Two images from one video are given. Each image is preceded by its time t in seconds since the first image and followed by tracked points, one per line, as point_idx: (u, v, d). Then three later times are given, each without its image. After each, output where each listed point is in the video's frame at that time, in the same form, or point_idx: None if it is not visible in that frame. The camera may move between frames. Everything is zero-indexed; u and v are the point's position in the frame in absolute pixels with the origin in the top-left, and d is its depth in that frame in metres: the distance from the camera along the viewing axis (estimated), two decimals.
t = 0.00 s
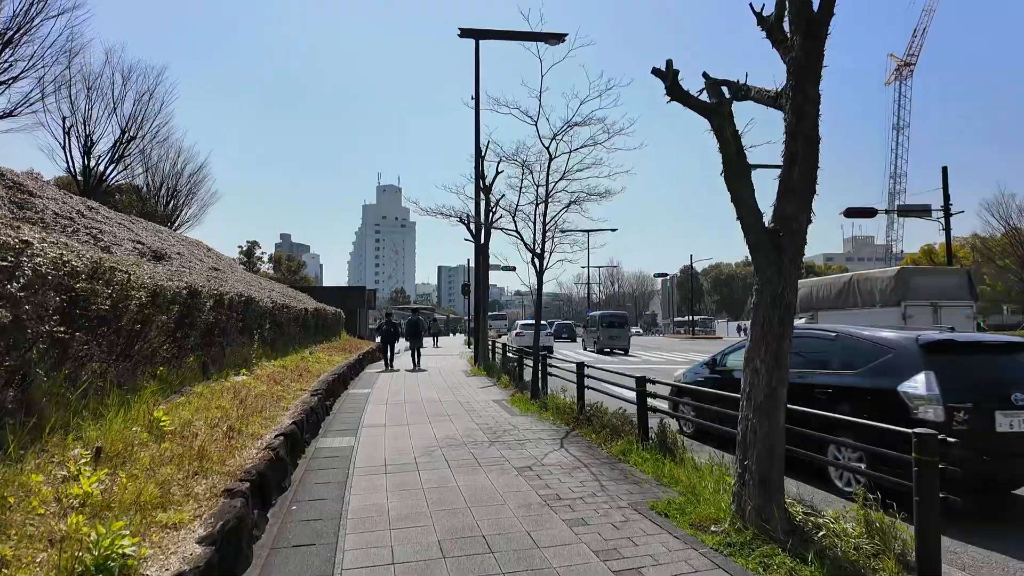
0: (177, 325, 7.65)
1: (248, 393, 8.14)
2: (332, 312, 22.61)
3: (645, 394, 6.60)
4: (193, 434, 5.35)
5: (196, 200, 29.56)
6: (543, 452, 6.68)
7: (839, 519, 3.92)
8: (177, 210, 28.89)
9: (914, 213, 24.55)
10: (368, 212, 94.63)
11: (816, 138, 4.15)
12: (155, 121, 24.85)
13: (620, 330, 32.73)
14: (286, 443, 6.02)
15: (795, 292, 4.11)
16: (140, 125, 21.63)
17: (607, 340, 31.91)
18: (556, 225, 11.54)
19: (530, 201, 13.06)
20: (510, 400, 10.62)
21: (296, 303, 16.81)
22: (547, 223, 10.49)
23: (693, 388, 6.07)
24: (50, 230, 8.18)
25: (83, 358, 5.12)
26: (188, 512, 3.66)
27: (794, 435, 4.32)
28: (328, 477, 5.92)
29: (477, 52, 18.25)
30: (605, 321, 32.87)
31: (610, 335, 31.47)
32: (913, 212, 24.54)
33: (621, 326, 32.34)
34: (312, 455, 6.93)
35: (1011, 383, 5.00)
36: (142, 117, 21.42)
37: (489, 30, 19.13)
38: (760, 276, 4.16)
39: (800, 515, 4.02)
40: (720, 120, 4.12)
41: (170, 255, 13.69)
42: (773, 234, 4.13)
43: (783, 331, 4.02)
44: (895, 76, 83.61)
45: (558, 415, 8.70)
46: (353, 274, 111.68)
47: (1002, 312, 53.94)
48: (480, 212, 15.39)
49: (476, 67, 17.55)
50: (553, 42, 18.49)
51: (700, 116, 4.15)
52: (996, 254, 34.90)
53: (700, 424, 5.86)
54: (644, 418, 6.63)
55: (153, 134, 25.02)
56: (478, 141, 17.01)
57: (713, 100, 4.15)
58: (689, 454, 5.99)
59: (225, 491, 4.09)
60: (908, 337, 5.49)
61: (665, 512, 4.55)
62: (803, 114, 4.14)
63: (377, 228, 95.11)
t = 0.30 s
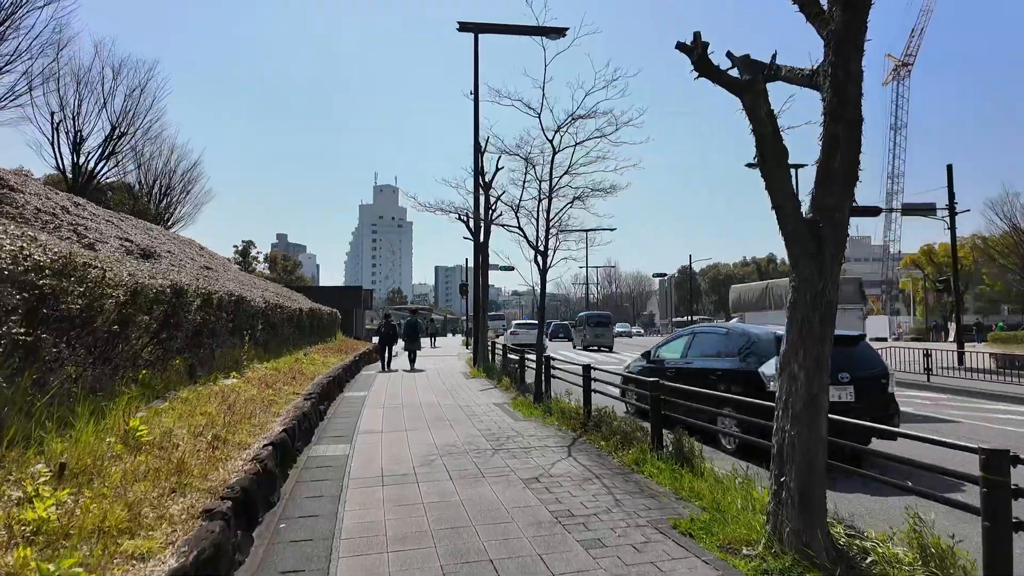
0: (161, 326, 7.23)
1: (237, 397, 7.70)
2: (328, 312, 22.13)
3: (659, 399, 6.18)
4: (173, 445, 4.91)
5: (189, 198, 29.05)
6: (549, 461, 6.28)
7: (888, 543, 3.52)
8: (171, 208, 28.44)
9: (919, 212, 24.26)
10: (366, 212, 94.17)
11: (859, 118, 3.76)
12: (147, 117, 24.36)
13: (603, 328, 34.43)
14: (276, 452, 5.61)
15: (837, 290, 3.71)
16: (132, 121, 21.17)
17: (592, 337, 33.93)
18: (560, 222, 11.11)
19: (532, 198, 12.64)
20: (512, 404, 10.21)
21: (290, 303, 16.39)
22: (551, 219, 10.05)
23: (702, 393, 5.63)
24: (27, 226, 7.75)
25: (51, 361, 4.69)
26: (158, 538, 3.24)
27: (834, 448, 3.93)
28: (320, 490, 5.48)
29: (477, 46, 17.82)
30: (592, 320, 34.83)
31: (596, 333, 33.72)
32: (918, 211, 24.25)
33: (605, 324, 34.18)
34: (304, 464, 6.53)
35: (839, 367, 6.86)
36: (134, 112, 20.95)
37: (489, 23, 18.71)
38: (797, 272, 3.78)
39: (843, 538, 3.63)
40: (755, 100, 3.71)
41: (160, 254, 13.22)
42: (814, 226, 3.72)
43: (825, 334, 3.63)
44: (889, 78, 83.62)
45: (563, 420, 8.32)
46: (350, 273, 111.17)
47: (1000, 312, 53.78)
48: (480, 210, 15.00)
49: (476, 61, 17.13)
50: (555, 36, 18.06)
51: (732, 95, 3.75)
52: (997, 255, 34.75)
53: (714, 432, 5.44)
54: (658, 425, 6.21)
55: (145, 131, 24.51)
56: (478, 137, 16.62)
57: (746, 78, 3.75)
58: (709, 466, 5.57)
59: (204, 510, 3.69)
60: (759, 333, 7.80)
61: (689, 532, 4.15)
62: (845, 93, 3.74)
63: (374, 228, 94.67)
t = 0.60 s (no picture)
0: (151, 326, 6.85)
1: (231, 403, 7.32)
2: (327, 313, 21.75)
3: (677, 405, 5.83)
4: (159, 456, 4.53)
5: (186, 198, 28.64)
6: (562, 471, 5.92)
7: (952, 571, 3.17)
8: (167, 207, 28.03)
9: (926, 212, 23.96)
10: (365, 212, 93.92)
11: (915, 96, 3.40)
12: (141, 115, 23.94)
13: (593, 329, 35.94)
14: (270, 463, 5.24)
15: (891, 286, 3.35)
16: (126, 118, 20.77)
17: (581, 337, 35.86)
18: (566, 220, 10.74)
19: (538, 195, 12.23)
20: (517, 408, 9.85)
21: (288, 304, 15.99)
22: (558, 215, 9.68)
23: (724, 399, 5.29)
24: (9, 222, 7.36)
25: (26, 365, 4.32)
26: (135, 568, 2.88)
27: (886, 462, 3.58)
28: (318, 504, 5.11)
29: (478, 42, 17.46)
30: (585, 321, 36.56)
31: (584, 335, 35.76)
32: (925, 211, 23.95)
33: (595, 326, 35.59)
34: (301, 474, 6.16)
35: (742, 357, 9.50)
36: (128, 109, 20.55)
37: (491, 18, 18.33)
38: (846, 269, 3.41)
39: (901, 564, 3.28)
40: (802, 78, 3.35)
41: (154, 253, 12.86)
42: (865, 218, 3.36)
43: (879, 337, 3.27)
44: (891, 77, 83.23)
45: (573, 425, 7.96)
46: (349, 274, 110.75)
47: (1003, 314, 53.48)
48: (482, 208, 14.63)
49: (477, 56, 16.75)
50: (558, 31, 17.68)
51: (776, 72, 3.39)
52: (1002, 254, 34.51)
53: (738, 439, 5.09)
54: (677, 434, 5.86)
55: (140, 129, 24.13)
56: (479, 134, 16.25)
57: (792, 52, 3.39)
58: (734, 478, 5.22)
59: (189, 533, 3.32)
60: (693, 330, 9.96)
61: (724, 553, 3.81)
62: (900, 72, 3.39)
63: (373, 229, 94.37)
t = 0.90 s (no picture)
0: (138, 332, 6.46)
1: (224, 412, 6.92)
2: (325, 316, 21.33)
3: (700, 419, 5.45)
4: (139, 474, 4.14)
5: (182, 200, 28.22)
6: (576, 488, 5.53)
7: None
8: (164, 209, 27.64)
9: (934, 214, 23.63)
10: (364, 214, 93.61)
11: (984, 76, 3.03)
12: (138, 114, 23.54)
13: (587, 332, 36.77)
14: (263, 481, 4.86)
15: (960, 290, 2.97)
16: (121, 117, 20.37)
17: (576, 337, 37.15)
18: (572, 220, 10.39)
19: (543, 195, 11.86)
20: (523, 417, 9.47)
21: (285, 307, 15.60)
22: (565, 215, 9.31)
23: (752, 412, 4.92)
24: None
25: None
26: None
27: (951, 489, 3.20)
28: (315, 525, 4.73)
29: (479, 39, 17.11)
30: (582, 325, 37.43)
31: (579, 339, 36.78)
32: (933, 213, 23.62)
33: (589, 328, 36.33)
34: (297, 489, 5.77)
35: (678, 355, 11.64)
36: (123, 108, 20.15)
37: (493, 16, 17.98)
38: (906, 271, 3.03)
39: None
40: (861, 56, 2.98)
41: (146, 255, 12.46)
42: (930, 214, 2.98)
43: (947, 348, 2.90)
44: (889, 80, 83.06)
45: (583, 436, 7.58)
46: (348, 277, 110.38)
47: (1006, 316, 53.21)
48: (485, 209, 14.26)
49: (479, 54, 16.41)
50: (562, 28, 17.32)
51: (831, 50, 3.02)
52: (1006, 257, 34.27)
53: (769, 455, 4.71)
54: (700, 448, 5.48)
55: (136, 129, 23.71)
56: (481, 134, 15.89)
57: (849, 28, 3.02)
58: (765, 498, 4.84)
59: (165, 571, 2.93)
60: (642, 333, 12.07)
61: None
62: (970, 48, 3.01)
63: (373, 231, 94.08)
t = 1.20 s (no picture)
0: (121, 332, 6.09)
1: (213, 418, 6.55)
2: (323, 318, 20.94)
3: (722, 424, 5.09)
4: (113, 488, 3.78)
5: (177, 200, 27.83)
6: (589, 500, 5.15)
7: None
8: (159, 209, 27.25)
9: (940, 212, 23.29)
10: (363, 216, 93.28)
11: None
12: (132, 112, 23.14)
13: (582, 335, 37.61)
14: (251, 492, 4.49)
15: None
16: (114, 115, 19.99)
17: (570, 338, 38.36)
18: (578, 217, 10.01)
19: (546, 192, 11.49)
20: (527, 421, 9.10)
21: (281, 308, 15.21)
22: (571, 211, 8.92)
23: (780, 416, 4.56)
24: None
25: None
26: None
27: None
28: (308, 541, 4.35)
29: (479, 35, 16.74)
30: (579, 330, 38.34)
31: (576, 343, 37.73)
32: (939, 212, 23.28)
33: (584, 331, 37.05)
34: (290, 500, 5.39)
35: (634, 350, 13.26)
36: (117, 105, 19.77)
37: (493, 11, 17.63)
38: (977, 258, 2.67)
39: None
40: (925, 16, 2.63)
41: (137, 254, 12.08)
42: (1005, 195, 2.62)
43: None
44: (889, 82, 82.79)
45: (592, 441, 7.22)
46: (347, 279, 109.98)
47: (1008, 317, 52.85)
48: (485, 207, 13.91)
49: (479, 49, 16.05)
50: (564, 22, 16.95)
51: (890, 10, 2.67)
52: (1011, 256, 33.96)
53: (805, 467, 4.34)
54: (721, 457, 5.12)
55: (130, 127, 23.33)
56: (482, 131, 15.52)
57: None
58: (796, 510, 4.46)
59: None
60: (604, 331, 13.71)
61: None
62: None
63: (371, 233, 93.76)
